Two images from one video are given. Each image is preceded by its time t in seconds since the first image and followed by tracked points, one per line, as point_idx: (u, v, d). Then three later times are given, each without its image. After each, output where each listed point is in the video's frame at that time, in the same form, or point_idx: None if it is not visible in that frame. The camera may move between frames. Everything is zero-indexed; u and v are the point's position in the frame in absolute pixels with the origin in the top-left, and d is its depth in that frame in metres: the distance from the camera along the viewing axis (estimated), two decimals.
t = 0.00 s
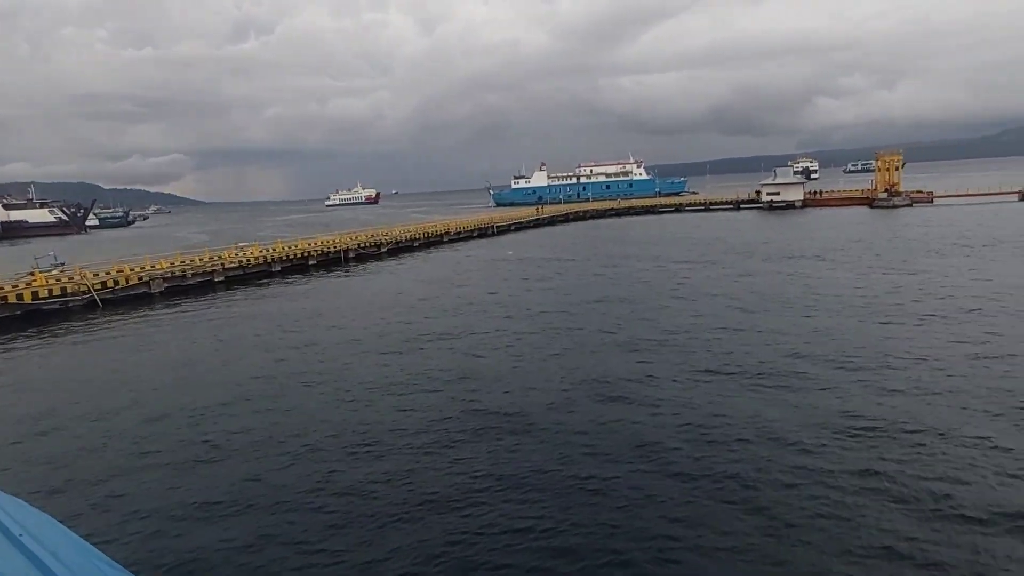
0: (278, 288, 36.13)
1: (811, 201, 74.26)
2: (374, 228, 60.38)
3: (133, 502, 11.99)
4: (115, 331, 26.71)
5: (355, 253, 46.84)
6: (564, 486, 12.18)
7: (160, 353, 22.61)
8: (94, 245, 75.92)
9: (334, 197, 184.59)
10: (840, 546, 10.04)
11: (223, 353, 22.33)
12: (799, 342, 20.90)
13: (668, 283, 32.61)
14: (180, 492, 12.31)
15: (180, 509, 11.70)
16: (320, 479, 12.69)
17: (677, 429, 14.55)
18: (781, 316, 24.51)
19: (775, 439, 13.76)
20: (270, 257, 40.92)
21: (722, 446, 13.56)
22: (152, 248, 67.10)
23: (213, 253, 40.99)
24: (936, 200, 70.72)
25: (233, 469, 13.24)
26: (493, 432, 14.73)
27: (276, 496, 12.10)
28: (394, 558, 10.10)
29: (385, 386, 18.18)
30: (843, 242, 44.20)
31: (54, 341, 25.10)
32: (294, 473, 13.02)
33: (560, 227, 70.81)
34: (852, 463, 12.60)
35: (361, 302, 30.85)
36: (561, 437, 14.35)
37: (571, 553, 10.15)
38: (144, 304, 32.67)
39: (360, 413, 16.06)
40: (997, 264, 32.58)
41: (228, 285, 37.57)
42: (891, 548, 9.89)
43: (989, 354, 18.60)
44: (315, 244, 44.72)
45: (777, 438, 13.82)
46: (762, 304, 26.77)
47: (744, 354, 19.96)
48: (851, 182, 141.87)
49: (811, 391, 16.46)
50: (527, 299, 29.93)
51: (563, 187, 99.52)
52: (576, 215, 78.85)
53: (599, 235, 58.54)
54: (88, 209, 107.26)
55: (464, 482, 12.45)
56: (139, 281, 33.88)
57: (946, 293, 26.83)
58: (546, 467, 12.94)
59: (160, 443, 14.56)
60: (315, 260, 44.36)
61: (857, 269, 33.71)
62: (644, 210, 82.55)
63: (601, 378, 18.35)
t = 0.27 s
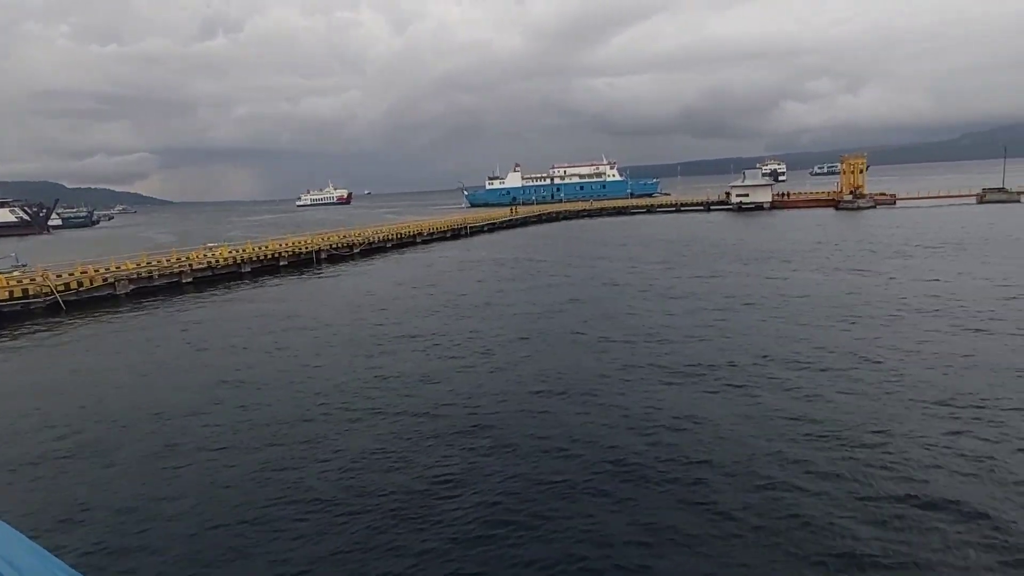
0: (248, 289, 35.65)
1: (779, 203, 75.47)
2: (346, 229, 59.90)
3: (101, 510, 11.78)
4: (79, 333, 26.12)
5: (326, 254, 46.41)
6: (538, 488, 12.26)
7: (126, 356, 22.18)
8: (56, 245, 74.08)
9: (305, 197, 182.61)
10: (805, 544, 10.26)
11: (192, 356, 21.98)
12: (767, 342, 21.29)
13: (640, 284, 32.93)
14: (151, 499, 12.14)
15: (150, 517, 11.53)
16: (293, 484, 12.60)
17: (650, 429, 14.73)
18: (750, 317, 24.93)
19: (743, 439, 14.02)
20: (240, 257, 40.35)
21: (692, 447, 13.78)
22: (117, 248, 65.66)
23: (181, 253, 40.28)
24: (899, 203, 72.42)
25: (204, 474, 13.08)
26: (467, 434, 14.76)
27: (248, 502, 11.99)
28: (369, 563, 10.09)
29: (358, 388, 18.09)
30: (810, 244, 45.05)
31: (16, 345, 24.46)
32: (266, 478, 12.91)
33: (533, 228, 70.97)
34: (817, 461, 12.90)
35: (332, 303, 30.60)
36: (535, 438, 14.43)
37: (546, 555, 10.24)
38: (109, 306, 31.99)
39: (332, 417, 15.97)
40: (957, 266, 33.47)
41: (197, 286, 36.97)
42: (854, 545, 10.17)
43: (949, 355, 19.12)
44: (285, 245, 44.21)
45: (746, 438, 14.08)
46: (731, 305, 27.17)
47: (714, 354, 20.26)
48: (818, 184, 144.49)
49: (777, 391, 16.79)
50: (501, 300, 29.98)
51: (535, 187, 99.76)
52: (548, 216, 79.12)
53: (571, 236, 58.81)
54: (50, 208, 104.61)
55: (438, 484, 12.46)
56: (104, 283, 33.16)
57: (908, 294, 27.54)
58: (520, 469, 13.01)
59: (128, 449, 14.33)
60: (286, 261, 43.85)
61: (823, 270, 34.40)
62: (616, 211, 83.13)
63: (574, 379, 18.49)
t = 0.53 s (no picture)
0: (223, 291, 35.22)
1: (754, 203, 76.36)
2: (323, 229, 59.48)
3: (71, 519, 11.58)
4: (49, 337, 25.63)
5: (303, 255, 46.02)
6: (515, 491, 12.28)
7: (97, 360, 21.80)
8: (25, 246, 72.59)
9: (281, 198, 180.94)
10: (778, 542, 10.43)
11: (165, 359, 21.68)
12: (742, 343, 21.53)
13: (617, 284, 33.12)
14: (121, 507, 11.95)
15: (121, 526, 11.36)
16: (267, 490, 12.49)
17: (626, 431, 14.83)
18: (726, 317, 25.19)
19: (718, 440, 14.20)
20: (214, 258, 39.86)
21: (668, 448, 13.89)
22: (88, 249, 64.51)
23: (154, 254, 39.69)
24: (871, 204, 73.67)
25: (177, 481, 12.91)
26: (444, 437, 14.73)
27: (222, 508, 11.86)
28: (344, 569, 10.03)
29: (335, 391, 17.97)
30: (784, 244, 45.63)
31: None
32: (241, 483, 12.77)
33: (512, 228, 71.02)
34: (790, 460, 13.11)
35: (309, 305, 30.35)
36: (512, 441, 14.45)
37: (522, 558, 10.26)
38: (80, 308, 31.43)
39: (308, 420, 15.83)
40: (926, 266, 34.16)
41: (170, 288, 36.45)
42: (825, 544, 10.34)
43: (918, 355, 19.50)
44: (261, 246, 43.77)
45: (721, 439, 14.22)
46: (707, 306, 27.45)
47: (690, 355, 20.45)
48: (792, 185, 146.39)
49: (752, 391, 17.02)
50: (479, 301, 29.96)
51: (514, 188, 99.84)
52: (526, 216, 79.24)
53: (549, 237, 58.95)
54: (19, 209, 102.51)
55: (415, 488, 12.43)
56: (74, 285, 32.58)
57: (880, 294, 28.03)
58: (498, 472, 13.02)
59: (99, 455, 14.12)
60: (262, 262, 43.41)
61: (797, 271, 34.86)
62: (594, 211, 83.50)
63: (552, 380, 18.53)
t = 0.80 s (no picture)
0: (192, 293, 34.63)
1: (724, 205, 77.34)
2: (295, 230, 58.85)
3: (32, 532, 11.29)
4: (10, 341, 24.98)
5: (274, 256, 45.45)
6: (489, 495, 12.27)
7: (62, 365, 21.30)
8: None
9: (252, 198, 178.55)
10: (751, 544, 10.54)
11: (132, 364, 21.26)
12: (713, 344, 21.78)
13: (591, 286, 33.28)
14: (87, 518, 11.69)
15: (86, 537, 11.11)
16: (238, 497, 12.30)
17: (600, 433, 14.89)
18: (698, 319, 25.47)
19: (691, 441, 14.34)
20: (183, 260, 39.19)
21: (642, 450, 13.98)
22: (52, 251, 63.00)
23: (120, 256, 38.91)
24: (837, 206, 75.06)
25: (144, 490, 12.66)
26: (419, 441, 14.65)
27: (190, 517, 11.65)
28: None
29: (307, 395, 17.77)
30: (754, 245, 46.26)
31: None
32: (210, 491, 12.57)
33: (485, 229, 70.97)
34: (761, 461, 13.29)
35: (280, 307, 29.98)
36: (487, 445, 14.42)
37: (496, 562, 10.25)
38: (43, 311, 30.67)
39: (280, 426, 15.63)
40: (891, 267, 34.91)
41: (137, 290, 35.75)
42: (795, 543, 10.50)
43: (885, 355, 19.89)
44: (232, 247, 43.14)
45: (694, 440, 14.36)
46: (679, 307, 27.71)
47: (663, 357, 20.61)
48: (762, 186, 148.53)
49: (724, 393, 17.22)
50: (452, 303, 29.87)
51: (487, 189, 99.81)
52: (500, 217, 79.28)
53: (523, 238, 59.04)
54: None
55: (389, 494, 12.34)
56: (37, 287, 31.80)
57: (846, 295, 28.58)
58: (472, 476, 12.99)
59: (64, 464, 13.80)
60: (233, 263, 42.80)
61: (766, 272, 35.37)
62: (567, 212, 83.80)
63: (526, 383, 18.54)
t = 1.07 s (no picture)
0: (162, 299, 33.98)
1: (697, 209, 78.16)
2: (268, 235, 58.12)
3: None
4: None
5: (246, 262, 44.82)
6: (469, 504, 12.20)
7: (26, 375, 20.72)
8: None
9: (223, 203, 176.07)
10: (730, 549, 10.63)
11: (100, 373, 20.76)
12: (689, 349, 21.94)
13: (567, 291, 33.35)
14: (56, 534, 11.39)
15: (56, 554, 10.82)
16: (213, 510, 12.08)
17: (579, 440, 14.89)
18: (673, 324, 25.66)
19: (669, 447, 14.42)
20: (153, 266, 38.46)
21: (621, 456, 14.02)
22: (15, 257, 61.40)
23: (87, 262, 38.04)
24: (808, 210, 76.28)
25: (116, 504, 12.37)
26: (397, 450, 14.53)
27: (164, 532, 11.41)
28: None
29: (282, 404, 17.53)
30: (726, 250, 46.77)
31: None
32: (184, 504, 12.33)
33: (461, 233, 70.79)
34: (738, 466, 13.40)
35: (253, 313, 29.55)
36: (466, 453, 14.35)
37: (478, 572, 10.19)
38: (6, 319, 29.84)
39: (254, 436, 15.39)
40: (861, 272, 35.55)
41: (105, 296, 34.98)
42: (773, 548, 10.60)
43: (856, 359, 20.23)
44: (203, 252, 42.44)
45: (671, 446, 14.44)
46: (654, 312, 27.90)
47: (639, 362, 20.72)
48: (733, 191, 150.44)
49: (700, 398, 17.36)
50: (428, 309, 29.70)
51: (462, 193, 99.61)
52: (476, 222, 79.15)
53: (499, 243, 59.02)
54: None
55: (367, 504, 12.21)
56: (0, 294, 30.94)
57: (817, 299, 29.03)
58: (451, 485, 12.92)
59: (30, 478, 13.43)
60: (204, 269, 42.11)
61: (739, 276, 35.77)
62: (543, 217, 83.97)
63: (504, 389, 18.50)
